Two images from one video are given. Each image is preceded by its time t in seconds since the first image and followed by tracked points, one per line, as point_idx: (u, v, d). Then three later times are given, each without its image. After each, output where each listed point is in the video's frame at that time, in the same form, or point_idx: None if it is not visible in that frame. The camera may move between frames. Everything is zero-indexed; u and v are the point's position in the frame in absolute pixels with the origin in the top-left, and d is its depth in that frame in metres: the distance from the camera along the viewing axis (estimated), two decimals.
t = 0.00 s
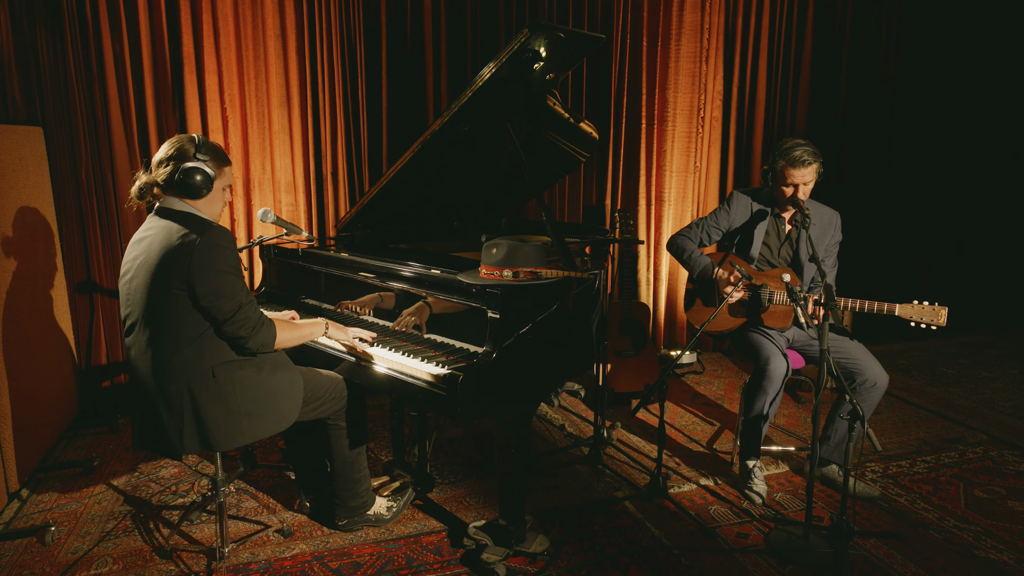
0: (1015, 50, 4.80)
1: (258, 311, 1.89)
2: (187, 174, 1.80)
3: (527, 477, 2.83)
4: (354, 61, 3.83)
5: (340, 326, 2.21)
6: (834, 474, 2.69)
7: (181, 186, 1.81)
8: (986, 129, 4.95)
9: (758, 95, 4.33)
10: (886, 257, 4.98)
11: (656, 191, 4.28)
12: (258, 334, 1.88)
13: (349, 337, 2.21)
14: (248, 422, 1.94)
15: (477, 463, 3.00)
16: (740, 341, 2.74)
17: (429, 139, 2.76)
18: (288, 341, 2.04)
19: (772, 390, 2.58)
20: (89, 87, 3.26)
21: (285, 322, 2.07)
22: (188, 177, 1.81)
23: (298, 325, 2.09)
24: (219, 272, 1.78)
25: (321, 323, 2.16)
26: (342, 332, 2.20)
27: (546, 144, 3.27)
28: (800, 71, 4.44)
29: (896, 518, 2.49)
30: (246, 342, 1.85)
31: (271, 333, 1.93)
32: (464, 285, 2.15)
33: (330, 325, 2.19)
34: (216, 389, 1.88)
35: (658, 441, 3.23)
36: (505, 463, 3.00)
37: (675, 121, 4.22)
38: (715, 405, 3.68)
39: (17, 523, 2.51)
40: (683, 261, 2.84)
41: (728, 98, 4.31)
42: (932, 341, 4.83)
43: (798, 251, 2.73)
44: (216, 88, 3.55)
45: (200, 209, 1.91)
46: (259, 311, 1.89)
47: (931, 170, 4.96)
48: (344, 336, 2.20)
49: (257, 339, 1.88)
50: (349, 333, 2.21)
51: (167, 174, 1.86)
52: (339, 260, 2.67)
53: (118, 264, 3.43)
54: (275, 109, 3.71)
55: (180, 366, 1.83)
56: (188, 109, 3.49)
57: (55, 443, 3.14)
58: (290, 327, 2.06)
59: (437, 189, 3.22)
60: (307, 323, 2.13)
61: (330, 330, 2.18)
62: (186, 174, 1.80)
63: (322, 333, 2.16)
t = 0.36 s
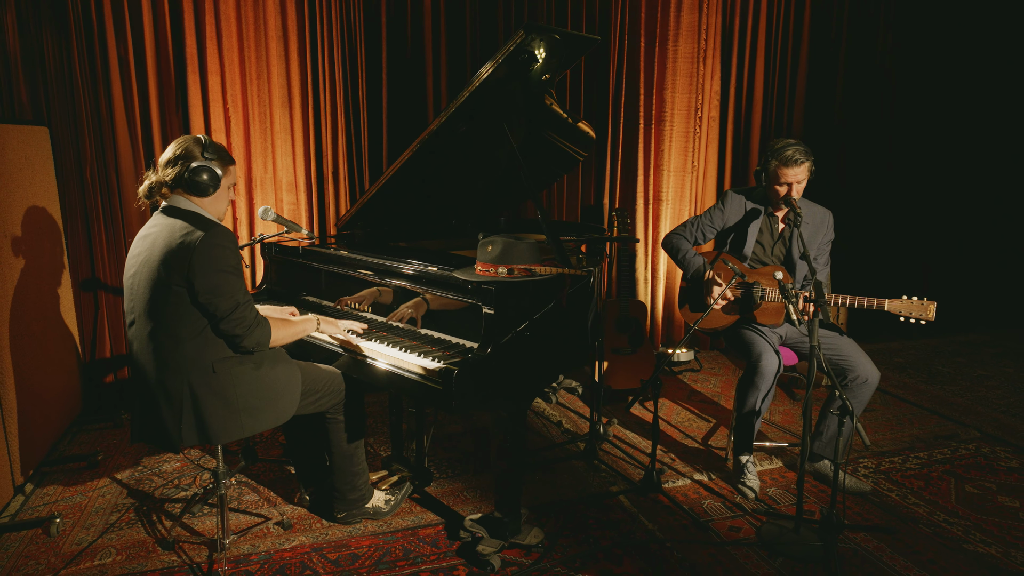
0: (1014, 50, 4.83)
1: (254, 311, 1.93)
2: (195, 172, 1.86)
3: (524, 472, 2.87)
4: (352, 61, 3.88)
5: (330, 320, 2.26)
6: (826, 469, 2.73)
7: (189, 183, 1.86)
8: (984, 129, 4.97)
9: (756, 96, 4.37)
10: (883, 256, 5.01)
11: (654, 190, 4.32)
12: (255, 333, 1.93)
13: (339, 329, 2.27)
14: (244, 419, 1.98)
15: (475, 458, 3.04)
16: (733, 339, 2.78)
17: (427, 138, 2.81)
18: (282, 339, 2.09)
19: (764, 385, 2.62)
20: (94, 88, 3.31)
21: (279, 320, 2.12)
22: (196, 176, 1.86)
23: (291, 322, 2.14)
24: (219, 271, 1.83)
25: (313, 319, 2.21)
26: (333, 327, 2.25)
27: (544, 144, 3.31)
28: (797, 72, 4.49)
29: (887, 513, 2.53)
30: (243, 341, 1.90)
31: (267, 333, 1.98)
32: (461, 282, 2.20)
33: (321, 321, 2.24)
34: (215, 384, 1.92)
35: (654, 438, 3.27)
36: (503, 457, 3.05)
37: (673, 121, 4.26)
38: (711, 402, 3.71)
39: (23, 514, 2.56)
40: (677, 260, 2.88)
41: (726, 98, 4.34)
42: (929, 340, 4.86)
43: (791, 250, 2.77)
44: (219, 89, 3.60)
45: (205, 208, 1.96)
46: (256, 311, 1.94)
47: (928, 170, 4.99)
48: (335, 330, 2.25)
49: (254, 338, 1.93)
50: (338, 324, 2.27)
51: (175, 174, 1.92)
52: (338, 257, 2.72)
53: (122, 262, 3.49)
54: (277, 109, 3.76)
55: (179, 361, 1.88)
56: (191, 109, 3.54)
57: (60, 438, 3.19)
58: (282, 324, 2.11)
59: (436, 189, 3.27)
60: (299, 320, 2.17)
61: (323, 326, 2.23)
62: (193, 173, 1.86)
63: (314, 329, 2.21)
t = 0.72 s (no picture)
0: (1011, 51, 4.85)
1: (255, 312, 1.97)
2: (198, 175, 1.90)
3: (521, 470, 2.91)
4: (353, 62, 3.92)
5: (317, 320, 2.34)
6: (819, 467, 2.76)
7: (192, 187, 1.89)
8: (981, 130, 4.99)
9: (753, 97, 4.40)
10: (881, 257, 5.04)
11: (651, 191, 4.36)
12: (255, 334, 1.97)
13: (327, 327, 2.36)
14: (243, 417, 2.02)
15: (472, 456, 3.08)
16: (727, 338, 2.81)
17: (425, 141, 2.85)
18: (275, 341, 2.11)
19: (757, 384, 2.64)
20: (97, 91, 3.36)
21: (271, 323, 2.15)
22: (199, 178, 1.90)
23: (282, 324, 2.16)
24: (222, 272, 1.87)
25: (302, 322, 2.26)
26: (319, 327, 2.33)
27: (542, 146, 3.35)
28: (794, 73, 4.52)
29: (879, 510, 2.55)
30: (243, 341, 1.94)
31: (266, 334, 2.02)
32: (457, 282, 2.23)
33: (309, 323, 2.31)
34: (215, 383, 1.96)
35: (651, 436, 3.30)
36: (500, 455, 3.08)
37: (671, 122, 4.29)
38: (708, 401, 3.74)
39: (27, 510, 2.61)
40: (671, 262, 2.91)
41: (723, 100, 4.38)
42: (926, 340, 4.88)
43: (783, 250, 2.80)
44: (221, 91, 3.64)
45: (210, 208, 2.01)
46: (256, 312, 1.98)
47: (926, 170, 5.01)
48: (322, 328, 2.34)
49: (255, 339, 1.97)
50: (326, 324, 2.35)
51: (178, 177, 1.96)
52: (338, 257, 2.76)
53: (125, 262, 3.54)
54: (278, 111, 3.80)
55: (181, 359, 1.92)
56: (193, 111, 3.58)
57: (64, 435, 3.24)
58: (274, 327, 2.13)
59: (434, 190, 3.31)
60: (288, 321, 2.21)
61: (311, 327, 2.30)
62: (196, 176, 1.89)
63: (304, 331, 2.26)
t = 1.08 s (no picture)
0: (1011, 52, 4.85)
1: (254, 316, 1.99)
2: (206, 177, 1.92)
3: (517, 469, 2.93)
4: (353, 64, 3.95)
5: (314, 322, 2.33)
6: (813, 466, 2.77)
7: (199, 188, 1.92)
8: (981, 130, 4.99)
9: (752, 98, 4.41)
10: (880, 257, 5.04)
11: (650, 191, 4.37)
12: (253, 337, 1.99)
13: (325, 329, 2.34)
14: (239, 418, 2.05)
15: (469, 455, 3.10)
16: (722, 339, 2.83)
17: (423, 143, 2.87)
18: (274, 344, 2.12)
19: (751, 383, 2.67)
20: (99, 93, 3.39)
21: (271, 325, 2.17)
22: (206, 180, 1.92)
23: (281, 327, 2.18)
24: (221, 276, 1.89)
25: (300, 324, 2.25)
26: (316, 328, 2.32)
27: (539, 148, 3.37)
28: (793, 74, 4.53)
29: (873, 510, 2.57)
30: (240, 345, 1.96)
31: (264, 338, 2.03)
32: (452, 283, 2.25)
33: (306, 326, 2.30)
34: (212, 384, 1.99)
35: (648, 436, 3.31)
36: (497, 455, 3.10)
37: (670, 123, 4.30)
38: (705, 401, 3.76)
39: (29, 507, 2.64)
40: (667, 264, 2.93)
41: (722, 101, 4.39)
42: (925, 341, 4.88)
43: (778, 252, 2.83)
44: (222, 93, 3.67)
45: (215, 212, 2.02)
46: (255, 316, 2.00)
47: (925, 171, 5.01)
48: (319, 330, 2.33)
49: (252, 342, 1.99)
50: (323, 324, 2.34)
51: (185, 178, 1.98)
52: (337, 258, 2.79)
53: (127, 262, 3.57)
54: (278, 112, 3.83)
55: (180, 360, 1.94)
56: (194, 113, 3.61)
57: (66, 433, 3.28)
58: (274, 330, 2.15)
59: (433, 191, 3.33)
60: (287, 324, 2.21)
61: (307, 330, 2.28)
62: (204, 177, 1.92)
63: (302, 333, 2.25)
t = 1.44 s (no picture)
0: (1014, 52, 4.82)
1: (254, 320, 2.02)
2: (206, 181, 1.95)
3: (516, 469, 2.95)
4: (355, 66, 3.97)
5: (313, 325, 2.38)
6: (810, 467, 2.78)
7: (200, 194, 1.95)
8: (984, 131, 4.97)
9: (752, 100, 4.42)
10: (882, 258, 5.03)
11: (651, 192, 4.38)
12: (253, 341, 2.01)
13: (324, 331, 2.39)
14: (240, 420, 2.08)
15: (468, 454, 3.12)
16: (720, 340, 2.84)
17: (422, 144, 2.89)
18: (274, 346, 2.15)
19: (749, 385, 2.68)
20: (104, 96, 3.43)
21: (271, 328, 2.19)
22: (207, 186, 1.95)
23: (281, 330, 2.21)
24: (221, 281, 1.92)
25: (299, 327, 2.29)
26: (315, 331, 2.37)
27: (539, 149, 3.39)
28: (794, 75, 4.53)
29: (870, 511, 2.57)
30: (240, 348, 1.99)
31: (264, 341, 2.06)
32: (450, 285, 2.27)
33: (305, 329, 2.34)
34: (213, 387, 2.02)
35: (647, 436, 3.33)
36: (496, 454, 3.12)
37: (670, 124, 4.31)
38: (704, 402, 3.77)
39: (34, 504, 2.68)
40: (665, 266, 2.95)
41: (723, 102, 4.40)
42: (927, 342, 4.87)
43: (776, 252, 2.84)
44: (224, 95, 3.71)
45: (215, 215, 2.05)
46: (255, 320, 2.02)
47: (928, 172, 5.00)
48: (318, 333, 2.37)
49: (252, 346, 2.02)
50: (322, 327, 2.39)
51: (185, 183, 2.00)
52: (337, 259, 2.81)
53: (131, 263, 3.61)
54: (280, 113, 3.86)
55: (180, 364, 1.97)
56: (197, 115, 3.65)
57: (71, 431, 3.32)
58: (274, 332, 2.18)
59: (433, 193, 3.35)
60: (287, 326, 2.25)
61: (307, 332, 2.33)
62: (204, 183, 1.94)
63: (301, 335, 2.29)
